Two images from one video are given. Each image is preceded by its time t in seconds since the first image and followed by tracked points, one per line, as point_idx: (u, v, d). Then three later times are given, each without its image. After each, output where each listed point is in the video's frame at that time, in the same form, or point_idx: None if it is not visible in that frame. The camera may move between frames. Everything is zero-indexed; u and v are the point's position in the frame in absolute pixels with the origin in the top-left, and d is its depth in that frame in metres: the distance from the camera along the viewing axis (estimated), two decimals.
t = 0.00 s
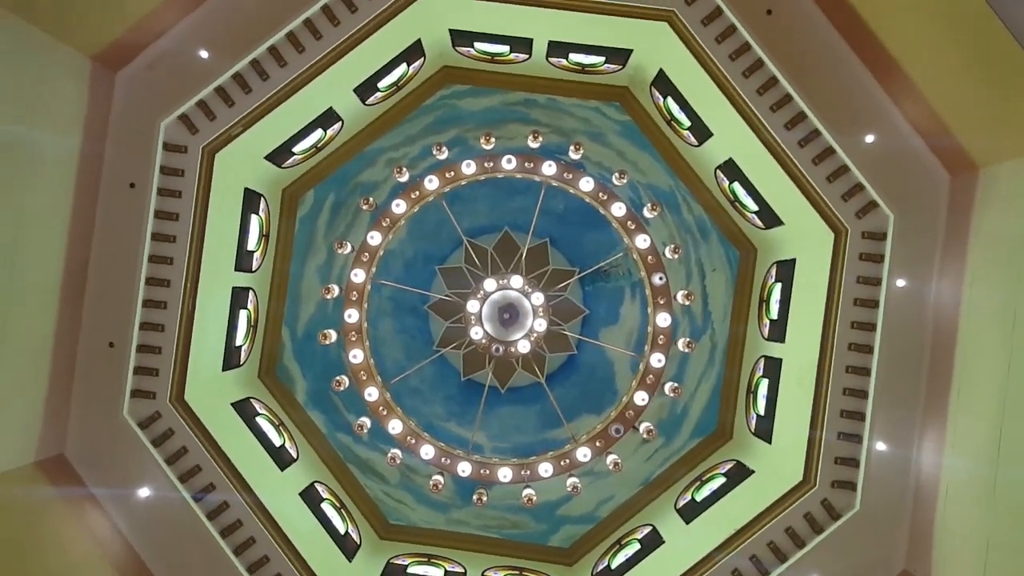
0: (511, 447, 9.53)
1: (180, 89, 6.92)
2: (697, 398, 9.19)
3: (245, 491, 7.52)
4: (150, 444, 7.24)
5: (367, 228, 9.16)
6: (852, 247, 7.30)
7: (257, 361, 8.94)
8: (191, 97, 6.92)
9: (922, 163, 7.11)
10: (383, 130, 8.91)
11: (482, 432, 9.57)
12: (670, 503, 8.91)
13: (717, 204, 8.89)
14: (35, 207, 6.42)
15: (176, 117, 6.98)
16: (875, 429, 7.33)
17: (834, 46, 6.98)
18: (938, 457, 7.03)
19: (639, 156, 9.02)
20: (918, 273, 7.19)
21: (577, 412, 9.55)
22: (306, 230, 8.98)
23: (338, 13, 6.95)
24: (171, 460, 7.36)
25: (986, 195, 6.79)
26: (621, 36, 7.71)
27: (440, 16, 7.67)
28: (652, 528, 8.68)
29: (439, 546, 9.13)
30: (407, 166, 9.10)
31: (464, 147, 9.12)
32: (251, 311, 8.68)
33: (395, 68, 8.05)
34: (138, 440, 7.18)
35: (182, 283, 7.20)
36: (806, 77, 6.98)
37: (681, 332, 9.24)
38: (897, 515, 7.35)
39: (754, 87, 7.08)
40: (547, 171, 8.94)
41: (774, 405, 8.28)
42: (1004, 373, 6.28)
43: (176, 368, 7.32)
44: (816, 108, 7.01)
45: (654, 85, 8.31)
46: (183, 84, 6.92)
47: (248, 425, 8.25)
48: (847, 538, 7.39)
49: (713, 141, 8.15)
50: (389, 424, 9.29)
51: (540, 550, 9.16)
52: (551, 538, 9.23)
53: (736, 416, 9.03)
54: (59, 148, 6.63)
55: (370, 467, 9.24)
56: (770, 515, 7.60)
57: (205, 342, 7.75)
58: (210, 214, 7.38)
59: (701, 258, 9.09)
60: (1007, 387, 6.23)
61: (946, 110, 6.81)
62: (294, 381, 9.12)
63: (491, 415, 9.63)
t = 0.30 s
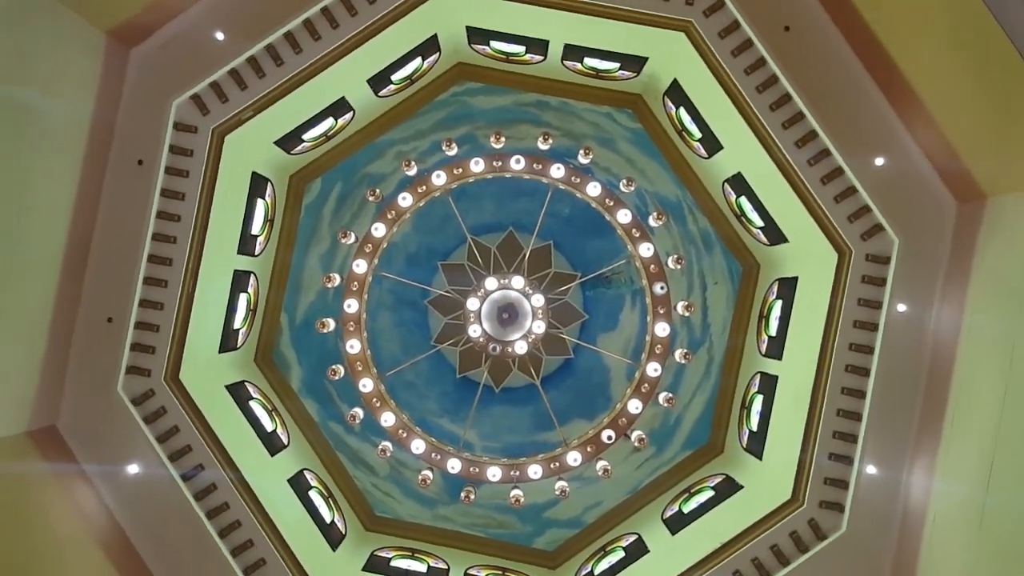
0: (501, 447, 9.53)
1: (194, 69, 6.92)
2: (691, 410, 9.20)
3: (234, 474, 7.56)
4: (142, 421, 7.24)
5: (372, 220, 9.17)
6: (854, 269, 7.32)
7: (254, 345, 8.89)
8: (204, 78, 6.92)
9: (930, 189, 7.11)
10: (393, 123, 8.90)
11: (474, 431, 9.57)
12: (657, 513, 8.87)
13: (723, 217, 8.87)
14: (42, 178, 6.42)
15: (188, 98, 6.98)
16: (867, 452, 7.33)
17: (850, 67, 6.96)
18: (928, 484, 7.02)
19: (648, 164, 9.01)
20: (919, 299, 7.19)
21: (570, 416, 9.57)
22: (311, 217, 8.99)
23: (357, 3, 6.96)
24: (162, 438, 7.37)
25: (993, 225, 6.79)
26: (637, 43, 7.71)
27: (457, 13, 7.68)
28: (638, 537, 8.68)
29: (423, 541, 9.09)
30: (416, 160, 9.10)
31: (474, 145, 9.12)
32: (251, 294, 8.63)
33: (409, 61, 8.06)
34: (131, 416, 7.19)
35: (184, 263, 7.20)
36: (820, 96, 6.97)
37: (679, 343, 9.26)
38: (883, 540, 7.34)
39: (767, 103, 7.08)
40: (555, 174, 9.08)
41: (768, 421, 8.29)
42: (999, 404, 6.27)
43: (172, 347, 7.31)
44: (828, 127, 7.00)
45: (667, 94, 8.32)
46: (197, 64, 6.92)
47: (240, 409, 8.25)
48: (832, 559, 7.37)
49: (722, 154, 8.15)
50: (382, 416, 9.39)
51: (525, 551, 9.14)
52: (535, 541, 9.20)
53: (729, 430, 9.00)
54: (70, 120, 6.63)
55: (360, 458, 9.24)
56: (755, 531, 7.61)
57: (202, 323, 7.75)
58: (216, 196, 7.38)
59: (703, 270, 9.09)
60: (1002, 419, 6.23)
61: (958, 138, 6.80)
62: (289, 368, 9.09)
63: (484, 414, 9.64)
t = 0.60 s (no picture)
0: (495, 446, 9.53)
1: (204, 56, 6.91)
2: (687, 417, 9.20)
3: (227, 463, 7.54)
4: (138, 406, 7.22)
5: (376, 214, 9.17)
6: (855, 284, 7.32)
7: (253, 333, 8.89)
8: (214, 65, 6.91)
9: (935, 206, 7.10)
10: (401, 118, 8.89)
11: (468, 429, 9.57)
12: (648, 519, 8.90)
13: (726, 227, 8.88)
14: (46, 159, 6.41)
15: (197, 84, 6.97)
16: (861, 467, 7.34)
17: (860, 81, 6.96)
18: (921, 501, 7.03)
19: (653, 170, 9.02)
20: (920, 315, 7.21)
21: (565, 419, 9.57)
22: (315, 208, 8.97)
23: None
24: (157, 424, 7.34)
25: (996, 245, 6.81)
26: (648, 49, 7.71)
27: (469, 11, 7.68)
28: (628, 542, 8.69)
29: (414, 537, 9.10)
30: (422, 156, 9.10)
31: (480, 143, 9.11)
32: (251, 284, 8.61)
33: (420, 57, 8.06)
34: (127, 400, 7.18)
35: (186, 249, 7.19)
36: (829, 109, 6.97)
37: (677, 350, 9.26)
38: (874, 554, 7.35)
39: (776, 114, 7.08)
40: (560, 176, 9.12)
41: (763, 432, 8.29)
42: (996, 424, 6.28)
43: (171, 332, 7.30)
44: (835, 140, 6.99)
45: (676, 101, 8.33)
46: (207, 51, 6.90)
47: (236, 398, 8.23)
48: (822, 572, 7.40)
49: (729, 163, 8.15)
50: (377, 411, 9.37)
51: (515, 552, 9.16)
52: (526, 542, 9.22)
53: (722, 439, 9.05)
54: (77, 102, 6.61)
55: (354, 452, 9.24)
56: (746, 541, 7.61)
57: (202, 311, 7.74)
58: (220, 184, 7.38)
59: (705, 278, 9.10)
60: (996, 440, 6.25)
61: (964, 156, 6.80)
62: (287, 358, 9.09)
63: (479, 413, 9.65)
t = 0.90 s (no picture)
0: (490, 446, 9.53)
1: (213, 45, 6.91)
2: (682, 424, 9.19)
3: (222, 456, 7.56)
4: (135, 392, 7.23)
5: (379, 210, 9.17)
6: (856, 297, 7.32)
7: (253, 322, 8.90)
8: (223, 55, 6.91)
9: (940, 223, 7.08)
10: (408, 115, 8.90)
11: (464, 428, 9.57)
12: (640, 525, 8.89)
13: (729, 235, 8.88)
14: (52, 143, 6.41)
15: (205, 73, 6.98)
16: (854, 480, 7.34)
17: (869, 95, 6.93)
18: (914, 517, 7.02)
19: (658, 176, 9.02)
20: (919, 331, 7.20)
21: (561, 421, 9.57)
22: (319, 201, 8.99)
23: None
24: (153, 411, 7.35)
25: (997, 265, 6.80)
26: (658, 55, 7.71)
27: (480, 10, 7.70)
28: (619, 546, 8.70)
29: (406, 534, 9.09)
30: (428, 153, 9.09)
31: (486, 143, 9.11)
32: (252, 274, 8.60)
33: (429, 54, 8.07)
34: (124, 386, 7.19)
35: (189, 237, 7.20)
36: (836, 122, 6.96)
37: (676, 356, 9.26)
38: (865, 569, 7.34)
39: (783, 124, 7.10)
40: (565, 178, 9.09)
41: (757, 442, 8.29)
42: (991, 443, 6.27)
43: (171, 320, 7.32)
44: (841, 153, 6.99)
45: (683, 108, 8.33)
46: (217, 40, 6.90)
47: (233, 388, 8.23)
48: None
49: (734, 172, 8.15)
50: (373, 406, 9.36)
51: (505, 552, 9.15)
52: (517, 543, 9.21)
53: (717, 449, 9.02)
54: (86, 87, 6.62)
55: (348, 446, 9.24)
56: (737, 551, 7.64)
57: (202, 299, 7.74)
58: (225, 173, 7.39)
59: (706, 285, 9.10)
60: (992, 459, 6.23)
61: (970, 174, 6.79)
62: (286, 350, 9.09)
63: (476, 412, 9.65)
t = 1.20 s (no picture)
0: (485, 445, 9.53)
1: (224, 34, 6.90)
2: (678, 430, 9.20)
3: (217, 446, 7.55)
4: (132, 378, 7.21)
5: (383, 205, 9.17)
6: (856, 310, 7.33)
7: (253, 312, 8.91)
8: (234, 44, 6.89)
9: (943, 239, 7.09)
10: (416, 111, 8.90)
11: (459, 426, 9.57)
12: (632, 530, 8.90)
13: (732, 244, 8.90)
14: (58, 125, 6.40)
15: (215, 62, 6.96)
16: (847, 493, 7.35)
17: (877, 109, 6.93)
18: (906, 532, 7.03)
19: (663, 182, 9.03)
20: (917, 346, 7.21)
21: (556, 423, 9.57)
22: (323, 194, 9.00)
23: None
24: (150, 397, 7.33)
25: (999, 284, 6.81)
26: (668, 61, 7.73)
27: (492, 10, 7.70)
28: (610, 550, 8.71)
29: (397, 530, 9.10)
30: (434, 150, 9.09)
31: (493, 142, 9.12)
32: (254, 264, 8.61)
33: (439, 52, 8.07)
34: (121, 372, 7.17)
35: (192, 225, 7.18)
36: (844, 135, 6.97)
37: (673, 363, 9.26)
38: None
39: (790, 135, 7.10)
40: (570, 181, 9.07)
41: (752, 451, 8.29)
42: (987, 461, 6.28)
43: (170, 307, 7.30)
44: (847, 166, 7.00)
45: (691, 115, 8.34)
46: (227, 29, 6.89)
47: (231, 377, 8.23)
48: None
49: (739, 181, 8.16)
50: (369, 401, 9.35)
51: (496, 552, 9.16)
52: (508, 543, 9.22)
53: (712, 457, 9.04)
54: (95, 71, 6.62)
55: (344, 440, 9.25)
56: (728, 559, 7.66)
57: (203, 287, 7.73)
58: (230, 162, 7.38)
59: (706, 293, 9.11)
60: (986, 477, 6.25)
61: (975, 192, 6.80)
62: (285, 342, 9.09)
63: (471, 410, 9.65)
